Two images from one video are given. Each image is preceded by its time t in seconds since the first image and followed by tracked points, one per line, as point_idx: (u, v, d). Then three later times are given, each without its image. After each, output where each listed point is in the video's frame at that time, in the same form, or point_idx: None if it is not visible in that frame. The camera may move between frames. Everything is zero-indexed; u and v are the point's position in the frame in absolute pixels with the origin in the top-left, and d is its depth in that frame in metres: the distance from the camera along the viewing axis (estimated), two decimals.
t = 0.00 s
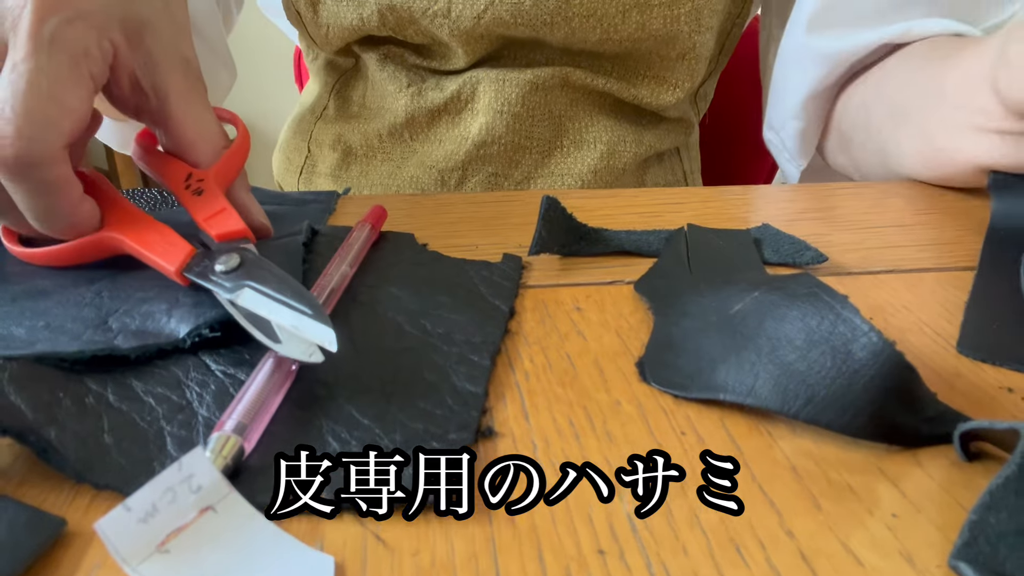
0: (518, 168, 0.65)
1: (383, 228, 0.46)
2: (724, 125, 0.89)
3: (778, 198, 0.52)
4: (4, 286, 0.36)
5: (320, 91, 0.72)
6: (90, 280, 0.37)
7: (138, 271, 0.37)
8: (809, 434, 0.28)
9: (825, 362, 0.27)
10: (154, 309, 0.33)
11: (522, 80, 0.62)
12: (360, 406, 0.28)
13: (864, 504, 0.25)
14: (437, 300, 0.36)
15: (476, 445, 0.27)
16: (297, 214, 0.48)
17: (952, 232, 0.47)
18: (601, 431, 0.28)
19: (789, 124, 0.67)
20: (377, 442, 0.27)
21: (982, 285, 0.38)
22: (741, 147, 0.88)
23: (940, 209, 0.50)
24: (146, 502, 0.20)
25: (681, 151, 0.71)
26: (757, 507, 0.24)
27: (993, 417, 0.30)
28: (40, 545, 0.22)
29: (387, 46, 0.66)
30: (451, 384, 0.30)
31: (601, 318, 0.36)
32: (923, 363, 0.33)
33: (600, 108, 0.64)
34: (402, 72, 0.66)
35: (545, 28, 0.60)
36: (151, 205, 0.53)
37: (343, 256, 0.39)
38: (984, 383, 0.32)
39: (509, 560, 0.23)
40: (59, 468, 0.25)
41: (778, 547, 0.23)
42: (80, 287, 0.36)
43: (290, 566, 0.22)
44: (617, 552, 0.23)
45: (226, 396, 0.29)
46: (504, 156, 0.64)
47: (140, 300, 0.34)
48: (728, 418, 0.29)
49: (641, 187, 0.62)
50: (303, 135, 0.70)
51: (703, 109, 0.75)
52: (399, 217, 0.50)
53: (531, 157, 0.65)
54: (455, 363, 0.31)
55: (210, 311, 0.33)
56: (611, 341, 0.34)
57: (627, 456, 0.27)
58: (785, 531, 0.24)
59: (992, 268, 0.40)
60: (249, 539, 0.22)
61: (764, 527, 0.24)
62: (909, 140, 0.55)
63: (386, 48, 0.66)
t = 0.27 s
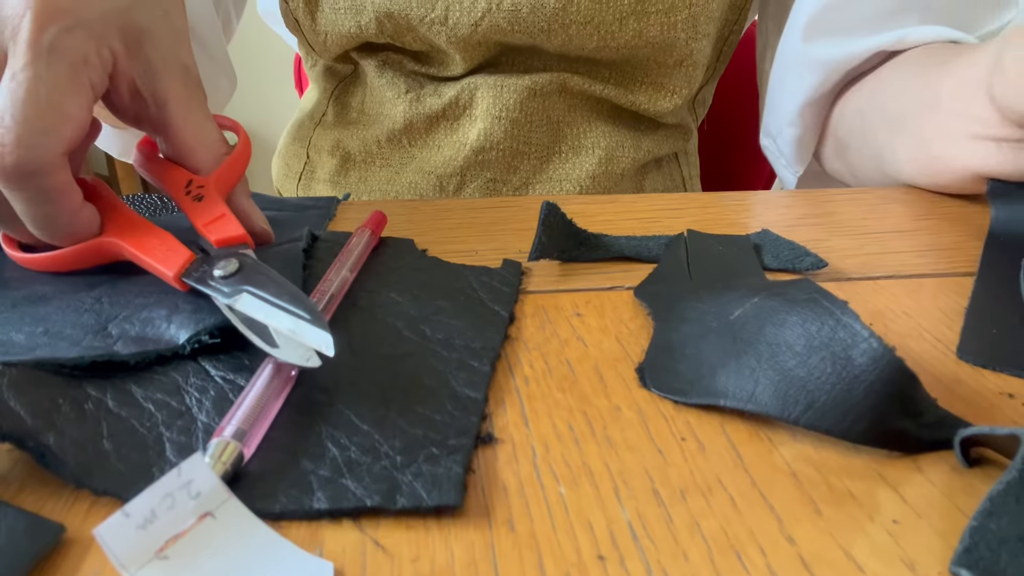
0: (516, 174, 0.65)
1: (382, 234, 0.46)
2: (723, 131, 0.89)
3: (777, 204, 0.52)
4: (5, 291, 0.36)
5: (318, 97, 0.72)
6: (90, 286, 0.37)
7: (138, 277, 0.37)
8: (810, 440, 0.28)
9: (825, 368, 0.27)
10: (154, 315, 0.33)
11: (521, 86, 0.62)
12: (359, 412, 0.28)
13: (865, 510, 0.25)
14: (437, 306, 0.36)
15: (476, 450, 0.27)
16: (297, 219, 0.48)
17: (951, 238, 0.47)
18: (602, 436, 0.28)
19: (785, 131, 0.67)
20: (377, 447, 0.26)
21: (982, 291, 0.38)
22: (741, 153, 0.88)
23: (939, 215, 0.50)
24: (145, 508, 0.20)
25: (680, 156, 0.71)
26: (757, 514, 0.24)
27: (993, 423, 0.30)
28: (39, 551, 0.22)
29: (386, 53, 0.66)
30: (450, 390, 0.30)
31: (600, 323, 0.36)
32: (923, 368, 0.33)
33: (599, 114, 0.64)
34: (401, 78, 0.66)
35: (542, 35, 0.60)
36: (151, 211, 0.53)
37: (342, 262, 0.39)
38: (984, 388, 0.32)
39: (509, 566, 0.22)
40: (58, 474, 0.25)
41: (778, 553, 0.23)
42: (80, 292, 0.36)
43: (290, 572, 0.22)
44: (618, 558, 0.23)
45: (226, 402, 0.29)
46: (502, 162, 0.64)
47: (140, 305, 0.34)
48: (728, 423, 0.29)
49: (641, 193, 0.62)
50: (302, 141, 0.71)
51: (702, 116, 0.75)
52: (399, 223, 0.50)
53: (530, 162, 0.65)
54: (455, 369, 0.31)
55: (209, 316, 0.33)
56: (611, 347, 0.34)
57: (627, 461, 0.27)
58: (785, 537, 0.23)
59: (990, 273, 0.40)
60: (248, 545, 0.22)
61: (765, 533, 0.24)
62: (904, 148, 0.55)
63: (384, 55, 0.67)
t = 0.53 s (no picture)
0: (516, 176, 0.65)
1: (382, 236, 0.46)
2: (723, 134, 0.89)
3: (777, 206, 0.52)
4: (5, 293, 0.36)
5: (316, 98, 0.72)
6: (90, 287, 0.37)
7: (138, 279, 0.37)
8: (811, 442, 0.28)
9: (825, 369, 0.27)
10: (154, 318, 0.33)
11: (520, 88, 0.62)
12: (359, 414, 0.28)
13: (865, 512, 0.25)
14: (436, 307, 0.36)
15: (476, 452, 0.27)
16: (297, 220, 0.48)
17: (952, 239, 0.47)
18: (602, 438, 0.28)
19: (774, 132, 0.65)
20: (376, 448, 0.26)
21: (982, 293, 0.38)
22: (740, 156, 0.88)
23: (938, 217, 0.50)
24: (145, 509, 0.20)
25: (681, 158, 0.71)
26: (757, 515, 0.24)
27: (994, 424, 0.29)
28: (38, 553, 0.22)
29: (385, 55, 0.67)
30: (450, 391, 0.30)
31: (600, 324, 0.36)
32: (924, 370, 0.33)
33: (600, 116, 0.64)
34: (400, 80, 0.66)
35: (542, 35, 0.60)
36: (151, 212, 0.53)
37: (342, 264, 0.39)
38: (985, 390, 0.31)
39: (509, 568, 0.22)
40: (57, 475, 0.25)
41: (779, 555, 0.23)
42: (80, 294, 0.36)
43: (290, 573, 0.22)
44: (618, 560, 0.23)
45: (225, 404, 0.29)
46: (503, 164, 0.64)
47: (140, 308, 0.34)
48: (728, 425, 0.29)
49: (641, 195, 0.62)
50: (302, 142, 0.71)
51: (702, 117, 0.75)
52: (399, 224, 0.50)
53: (530, 164, 0.65)
54: (455, 370, 0.31)
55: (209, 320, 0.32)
56: (610, 348, 0.34)
57: (627, 463, 0.27)
58: (785, 538, 0.23)
59: (990, 275, 0.40)
60: (248, 546, 0.22)
61: (765, 535, 0.24)
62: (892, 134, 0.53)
63: (384, 57, 0.67)
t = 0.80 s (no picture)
0: (515, 178, 0.65)
1: (382, 237, 0.47)
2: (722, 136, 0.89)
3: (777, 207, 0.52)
4: (5, 293, 0.36)
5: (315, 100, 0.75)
6: (90, 289, 0.37)
7: (138, 281, 0.38)
8: (811, 443, 0.28)
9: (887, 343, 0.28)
10: (154, 320, 0.33)
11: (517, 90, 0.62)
12: (359, 415, 0.28)
13: (866, 513, 0.25)
14: (436, 308, 0.36)
15: (476, 453, 0.27)
16: (297, 222, 0.48)
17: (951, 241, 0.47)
18: (602, 439, 0.28)
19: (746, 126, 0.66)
20: (377, 449, 0.26)
21: (982, 294, 0.38)
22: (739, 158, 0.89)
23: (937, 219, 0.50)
24: (145, 510, 0.20)
25: (681, 159, 0.72)
26: (758, 516, 0.24)
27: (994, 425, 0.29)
28: (38, 554, 0.22)
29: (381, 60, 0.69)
30: (450, 392, 0.30)
31: (600, 325, 0.36)
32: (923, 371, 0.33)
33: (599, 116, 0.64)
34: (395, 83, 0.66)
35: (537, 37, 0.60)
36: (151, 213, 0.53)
37: (342, 266, 0.39)
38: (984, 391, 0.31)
39: (510, 569, 0.22)
40: (57, 476, 0.25)
41: (779, 556, 0.23)
42: (80, 295, 0.36)
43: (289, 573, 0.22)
44: (618, 561, 0.23)
45: (225, 404, 0.29)
46: (501, 166, 0.65)
47: (140, 310, 0.34)
48: (728, 426, 0.29)
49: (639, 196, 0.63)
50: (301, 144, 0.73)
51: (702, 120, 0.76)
52: (398, 225, 0.50)
53: (528, 166, 0.65)
54: (455, 370, 0.31)
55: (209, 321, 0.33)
56: (610, 349, 0.34)
57: (627, 464, 0.27)
58: (785, 539, 0.23)
59: (990, 276, 0.40)
60: (248, 547, 0.22)
61: (766, 536, 0.24)
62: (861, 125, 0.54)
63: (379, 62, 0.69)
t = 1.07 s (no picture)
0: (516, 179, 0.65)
1: (382, 236, 0.47)
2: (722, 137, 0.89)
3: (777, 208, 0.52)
4: (6, 293, 0.36)
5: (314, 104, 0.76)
6: (90, 290, 0.37)
7: (138, 283, 0.38)
8: (810, 444, 0.28)
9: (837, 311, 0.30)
10: (154, 320, 0.33)
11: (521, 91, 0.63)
12: (359, 416, 0.28)
13: (866, 514, 0.25)
14: (436, 308, 0.36)
15: (476, 453, 0.27)
16: (297, 222, 0.48)
17: (951, 242, 0.47)
18: (602, 440, 0.28)
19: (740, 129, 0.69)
20: (376, 450, 0.26)
21: (982, 295, 0.38)
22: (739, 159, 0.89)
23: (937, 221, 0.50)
24: (145, 510, 0.20)
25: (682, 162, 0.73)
26: (758, 517, 0.24)
27: (994, 424, 0.29)
28: (37, 555, 0.22)
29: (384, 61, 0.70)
30: (450, 393, 0.30)
31: (600, 326, 0.36)
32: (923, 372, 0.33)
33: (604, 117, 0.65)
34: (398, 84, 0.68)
35: (542, 39, 0.62)
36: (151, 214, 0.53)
37: (343, 266, 0.39)
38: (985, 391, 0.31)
39: (510, 569, 0.22)
40: (57, 477, 0.25)
41: (779, 557, 0.23)
42: (80, 296, 0.36)
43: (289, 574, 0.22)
44: (618, 562, 0.23)
45: (225, 405, 0.29)
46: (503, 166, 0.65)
47: (140, 310, 0.34)
48: (728, 427, 0.29)
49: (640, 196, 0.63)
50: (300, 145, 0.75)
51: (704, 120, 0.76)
52: (399, 225, 0.50)
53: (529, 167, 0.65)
54: (455, 371, 0.31)
55: (209, 322, 0.33)
56: (610, 350, 0.34)
57: (627, 465, 0.27)
58: (785, 539, 0.23)
59: (990, 276, 0.40)
60: (248, 548, 0.22)
61: (766, 537, 0.24)
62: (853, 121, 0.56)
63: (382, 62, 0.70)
